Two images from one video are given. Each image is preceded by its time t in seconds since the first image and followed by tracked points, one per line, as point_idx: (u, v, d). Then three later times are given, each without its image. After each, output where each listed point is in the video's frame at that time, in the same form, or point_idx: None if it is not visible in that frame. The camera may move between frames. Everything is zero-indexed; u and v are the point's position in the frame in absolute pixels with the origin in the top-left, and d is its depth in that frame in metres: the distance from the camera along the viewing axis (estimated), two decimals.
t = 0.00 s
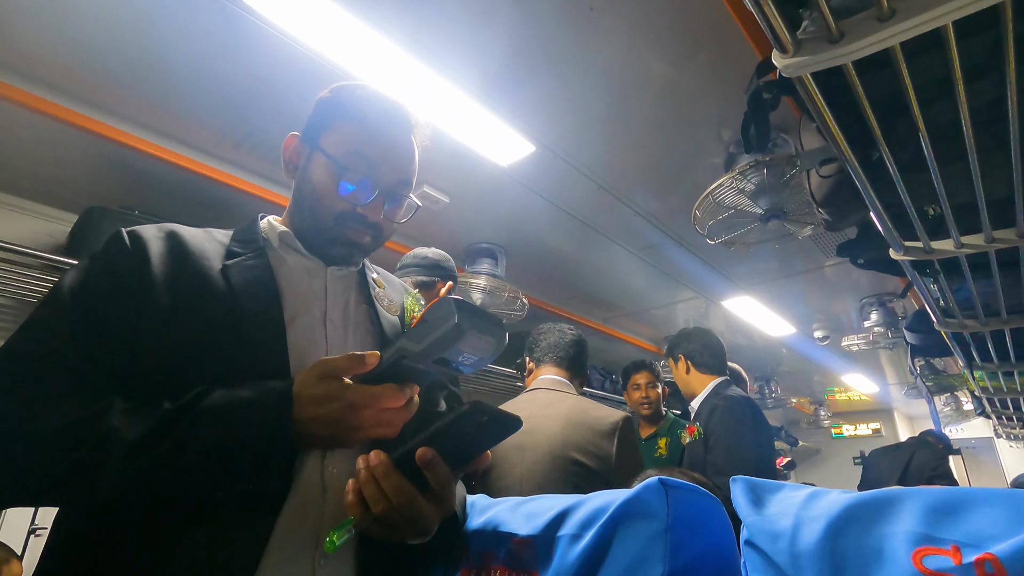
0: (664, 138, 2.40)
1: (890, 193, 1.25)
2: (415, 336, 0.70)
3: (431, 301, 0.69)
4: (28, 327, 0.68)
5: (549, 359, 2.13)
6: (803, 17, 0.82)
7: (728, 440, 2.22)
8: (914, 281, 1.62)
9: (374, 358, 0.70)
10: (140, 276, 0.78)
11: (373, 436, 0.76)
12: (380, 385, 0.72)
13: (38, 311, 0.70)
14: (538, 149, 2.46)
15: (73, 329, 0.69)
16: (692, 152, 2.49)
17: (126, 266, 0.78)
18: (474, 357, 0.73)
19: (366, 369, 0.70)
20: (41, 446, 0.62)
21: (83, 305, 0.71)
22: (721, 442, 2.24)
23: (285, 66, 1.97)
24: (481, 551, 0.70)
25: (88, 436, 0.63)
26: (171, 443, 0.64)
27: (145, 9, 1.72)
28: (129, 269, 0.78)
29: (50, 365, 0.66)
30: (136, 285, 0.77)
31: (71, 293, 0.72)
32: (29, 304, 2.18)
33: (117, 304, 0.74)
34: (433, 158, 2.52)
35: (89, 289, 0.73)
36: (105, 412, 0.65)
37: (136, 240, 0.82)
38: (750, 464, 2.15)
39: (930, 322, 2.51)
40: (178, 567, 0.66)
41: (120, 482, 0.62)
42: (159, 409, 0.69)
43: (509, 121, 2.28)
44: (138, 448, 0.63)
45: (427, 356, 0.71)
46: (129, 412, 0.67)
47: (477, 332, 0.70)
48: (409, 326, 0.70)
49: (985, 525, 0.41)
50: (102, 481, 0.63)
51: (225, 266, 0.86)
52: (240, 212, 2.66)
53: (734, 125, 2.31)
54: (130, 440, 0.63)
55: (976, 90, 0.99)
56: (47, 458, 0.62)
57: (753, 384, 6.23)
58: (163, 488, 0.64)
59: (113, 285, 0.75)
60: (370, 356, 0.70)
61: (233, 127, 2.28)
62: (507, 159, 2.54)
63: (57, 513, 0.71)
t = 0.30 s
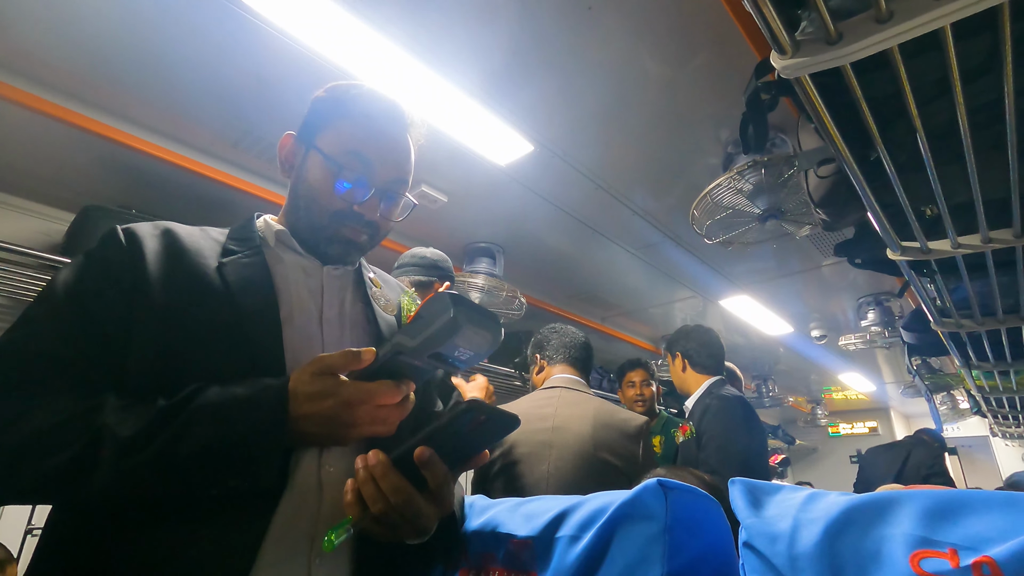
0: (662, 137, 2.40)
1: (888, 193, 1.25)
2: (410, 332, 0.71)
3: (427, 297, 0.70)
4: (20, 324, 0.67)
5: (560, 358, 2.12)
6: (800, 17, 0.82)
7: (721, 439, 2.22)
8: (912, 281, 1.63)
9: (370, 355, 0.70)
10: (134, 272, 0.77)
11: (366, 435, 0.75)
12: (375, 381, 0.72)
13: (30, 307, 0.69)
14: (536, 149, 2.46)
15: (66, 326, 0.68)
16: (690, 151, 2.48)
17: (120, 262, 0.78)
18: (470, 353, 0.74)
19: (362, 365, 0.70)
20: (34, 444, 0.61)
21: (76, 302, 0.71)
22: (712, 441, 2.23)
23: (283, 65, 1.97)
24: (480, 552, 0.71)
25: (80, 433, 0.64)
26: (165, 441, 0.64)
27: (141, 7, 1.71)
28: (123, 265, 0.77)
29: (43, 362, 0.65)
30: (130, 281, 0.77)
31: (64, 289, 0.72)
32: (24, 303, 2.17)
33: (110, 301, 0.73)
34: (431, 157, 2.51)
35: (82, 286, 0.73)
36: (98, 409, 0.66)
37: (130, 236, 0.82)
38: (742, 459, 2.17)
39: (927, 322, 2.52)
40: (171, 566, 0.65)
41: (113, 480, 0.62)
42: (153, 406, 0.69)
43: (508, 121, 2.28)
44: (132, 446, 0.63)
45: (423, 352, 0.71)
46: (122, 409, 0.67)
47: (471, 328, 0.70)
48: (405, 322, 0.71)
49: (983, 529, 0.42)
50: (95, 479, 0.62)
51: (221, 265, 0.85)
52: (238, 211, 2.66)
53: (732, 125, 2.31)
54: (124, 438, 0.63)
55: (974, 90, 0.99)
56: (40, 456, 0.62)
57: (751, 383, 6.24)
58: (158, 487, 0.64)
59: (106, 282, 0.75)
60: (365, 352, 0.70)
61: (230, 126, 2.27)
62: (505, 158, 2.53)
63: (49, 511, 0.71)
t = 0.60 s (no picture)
0: (661, 138, 2.40)
1: (886, 194, 1.26)
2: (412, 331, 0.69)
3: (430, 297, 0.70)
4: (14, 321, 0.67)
5: (564, 360, 2.13)
6: (800, 18, 0.81)
7: (718, 441, 2.21)
8: (910, 282, 1.63)
9: (371, 354, 0.70)
10: (130, 269, 0.77)
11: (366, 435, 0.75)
12: (375, 381, 0.71)
13: (21, 304, 0.69)
14: (534, 149, 2.46)
15: (61, 323, 0.68)
16: (689, 151, 2.49)
17: (113, 258, 0.77)
18: (472, 354, 0.74)
19: (362, 364, 0.70)
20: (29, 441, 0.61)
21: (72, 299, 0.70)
22: (709, 443, 2.23)
23: (283, 67, 1.97)
24: (479, 553, 0.70)
25: (74, 434, 0.63)
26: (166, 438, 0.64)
27: (139, 7, 1.71)
28: (117, 262, 0.77)
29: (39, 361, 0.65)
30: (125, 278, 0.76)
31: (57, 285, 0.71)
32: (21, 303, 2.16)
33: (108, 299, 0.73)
34: (430, 157, 2.51)
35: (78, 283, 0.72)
36: (92, 409, 0.66)
37: (124, 231, 0.81)
38: (739, 460, 2.18)
39: (925, 323, 2.53)
40: (170, 566, 0.65)
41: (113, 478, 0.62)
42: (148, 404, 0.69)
43: (507, 122, 2.29)
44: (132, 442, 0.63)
45: (425, 352, 0.70)
46: (117, 409, 0.67)
47: (474, 328, 0.70)
48: (407, 322, 0.70)
49: (983, 528, 0.42)
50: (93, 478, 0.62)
51: (216, 260, 0.85)
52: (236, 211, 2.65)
53: (730, 126, 2.31)
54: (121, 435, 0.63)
55: (972, 91, 1.00)
56: (38, 457, 0.62)
57: (749, 383, 6.25)
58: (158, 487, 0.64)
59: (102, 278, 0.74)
60: (366, 351, 0.70)
61: (228, 125, 2.27)
62: (503, 158, 2.53)
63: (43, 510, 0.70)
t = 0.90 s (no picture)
0: (659, 136, 2.40)
1: (884, 193, 1.26)
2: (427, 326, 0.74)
3: (447, 293, 0.75)
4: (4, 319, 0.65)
5: (561, 360, 2.13)
6: (799, 17, 0.82)
7: (710, 440, 2.22)
8: (907, 280, 1.63)
9: (384, 346, 0.74)
10: (120, 265, 0.75)
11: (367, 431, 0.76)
12: (386, 374, 0.77)
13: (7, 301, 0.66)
14: (533, 147, 2.46)
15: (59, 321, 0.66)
16: (687, 150, 2.49)
17: (102, 252, 0.75)
18: (483, 350, 0.79)
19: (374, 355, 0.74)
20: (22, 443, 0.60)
21: (65, 297, 0.69)
22: (702, 442, 2.24)
23: (282, 64, 1.96)
24: (477, 550, 0.71)
25: (83, 435, 0.62)
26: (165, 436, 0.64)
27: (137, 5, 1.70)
28: (107, 257, 0.75)
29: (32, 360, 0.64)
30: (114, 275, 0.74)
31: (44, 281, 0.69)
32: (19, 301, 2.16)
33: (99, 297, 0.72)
34: (429, 155, 2.50)
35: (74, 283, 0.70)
36: (99, 408, 0.65)
37: (110, 224, 0.79)
38: (732, 459, 2.17)
39: (923, 321, 2.53)
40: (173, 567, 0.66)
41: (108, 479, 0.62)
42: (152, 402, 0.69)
43: (506, 121, 2.28)
44: (129, 443, 0.63)
45: (435, 347, 0.74)
46: (124, 407, 0.66)
47: (484, 322, 0.75)
48: (422, 317, 0.75)
49: (981, 526, 0.42)
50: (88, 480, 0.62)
51: (209, 259, 0.85)
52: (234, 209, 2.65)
53: (728, 124, 2.31)
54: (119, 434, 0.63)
55: (970, 90, 1.00)
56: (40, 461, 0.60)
57: (747, 381, 6.26)
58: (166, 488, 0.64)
59: (93, 274, 0.72)
60: (380, 343, 0.74)
61: (226, 123, 2.26)
62: (501, 156, 2.53)
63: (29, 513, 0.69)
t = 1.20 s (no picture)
0: (657, 134, 2.40)
1: (882, 191, 1.26)
2: (466, 359, 0.89)
3: (487, 333, 0.90)
4: (39, 300, 0.71)
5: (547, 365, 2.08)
6: (797, 13, 0.82)
7: (702, 433, 2.23)
8: (905, 279, 1.63)
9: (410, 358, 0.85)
10: (146, 259, 0.84)
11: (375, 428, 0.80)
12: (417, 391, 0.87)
13: (41, 283, 0.73)
14: (531, 144, 2.45)
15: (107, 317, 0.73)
16: (686, 148, 2.49)
17: (129, 246, 0.83)
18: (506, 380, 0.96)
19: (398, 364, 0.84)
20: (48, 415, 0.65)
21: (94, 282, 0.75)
22: (695, 435, 2.26)
23: (279, 60, 1.95)
24: (476, 546, 0.72)
25: (160, 419, 0.69)
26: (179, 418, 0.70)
27: None
28: (134, 250, 0.83)
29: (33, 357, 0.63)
30: (153, 274, 0.83)
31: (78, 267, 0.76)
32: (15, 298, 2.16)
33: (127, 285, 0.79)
34: (426, 152, 2.50)
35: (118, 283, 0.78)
36: (171, 394, 0.72)
37: (132, 220, 0.87)
38: (724, 451, 2.16)
39: (921, 319, 2.53)
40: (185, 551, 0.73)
41: (128, 456, 0.67)
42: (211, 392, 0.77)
43: (503, 116, 2.27)
44: (150, 420, 0.69)
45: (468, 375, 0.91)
46: (190, 395, 0.74)
47: (507, 355, 0.92)
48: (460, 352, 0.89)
49: (974, 523, 0.47)
50: (109, 455, 0.67)
51: (225, 258, 0.95)
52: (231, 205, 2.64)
53: (727, 122, 2.31)
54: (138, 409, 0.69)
55: (969, 88, 1.00)
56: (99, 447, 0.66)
57: (745, 379, 6.25)
58: (203, 478, 0.71)
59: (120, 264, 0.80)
60: (406, 355, 0.85)
61: (224, 119, 2.25)
62: (500, 153, 2.52)
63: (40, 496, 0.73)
